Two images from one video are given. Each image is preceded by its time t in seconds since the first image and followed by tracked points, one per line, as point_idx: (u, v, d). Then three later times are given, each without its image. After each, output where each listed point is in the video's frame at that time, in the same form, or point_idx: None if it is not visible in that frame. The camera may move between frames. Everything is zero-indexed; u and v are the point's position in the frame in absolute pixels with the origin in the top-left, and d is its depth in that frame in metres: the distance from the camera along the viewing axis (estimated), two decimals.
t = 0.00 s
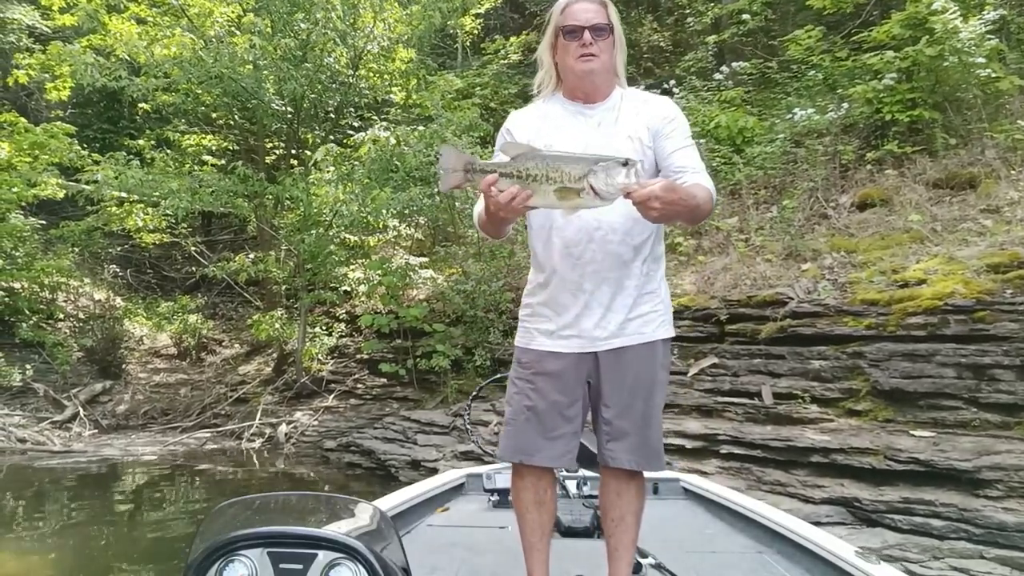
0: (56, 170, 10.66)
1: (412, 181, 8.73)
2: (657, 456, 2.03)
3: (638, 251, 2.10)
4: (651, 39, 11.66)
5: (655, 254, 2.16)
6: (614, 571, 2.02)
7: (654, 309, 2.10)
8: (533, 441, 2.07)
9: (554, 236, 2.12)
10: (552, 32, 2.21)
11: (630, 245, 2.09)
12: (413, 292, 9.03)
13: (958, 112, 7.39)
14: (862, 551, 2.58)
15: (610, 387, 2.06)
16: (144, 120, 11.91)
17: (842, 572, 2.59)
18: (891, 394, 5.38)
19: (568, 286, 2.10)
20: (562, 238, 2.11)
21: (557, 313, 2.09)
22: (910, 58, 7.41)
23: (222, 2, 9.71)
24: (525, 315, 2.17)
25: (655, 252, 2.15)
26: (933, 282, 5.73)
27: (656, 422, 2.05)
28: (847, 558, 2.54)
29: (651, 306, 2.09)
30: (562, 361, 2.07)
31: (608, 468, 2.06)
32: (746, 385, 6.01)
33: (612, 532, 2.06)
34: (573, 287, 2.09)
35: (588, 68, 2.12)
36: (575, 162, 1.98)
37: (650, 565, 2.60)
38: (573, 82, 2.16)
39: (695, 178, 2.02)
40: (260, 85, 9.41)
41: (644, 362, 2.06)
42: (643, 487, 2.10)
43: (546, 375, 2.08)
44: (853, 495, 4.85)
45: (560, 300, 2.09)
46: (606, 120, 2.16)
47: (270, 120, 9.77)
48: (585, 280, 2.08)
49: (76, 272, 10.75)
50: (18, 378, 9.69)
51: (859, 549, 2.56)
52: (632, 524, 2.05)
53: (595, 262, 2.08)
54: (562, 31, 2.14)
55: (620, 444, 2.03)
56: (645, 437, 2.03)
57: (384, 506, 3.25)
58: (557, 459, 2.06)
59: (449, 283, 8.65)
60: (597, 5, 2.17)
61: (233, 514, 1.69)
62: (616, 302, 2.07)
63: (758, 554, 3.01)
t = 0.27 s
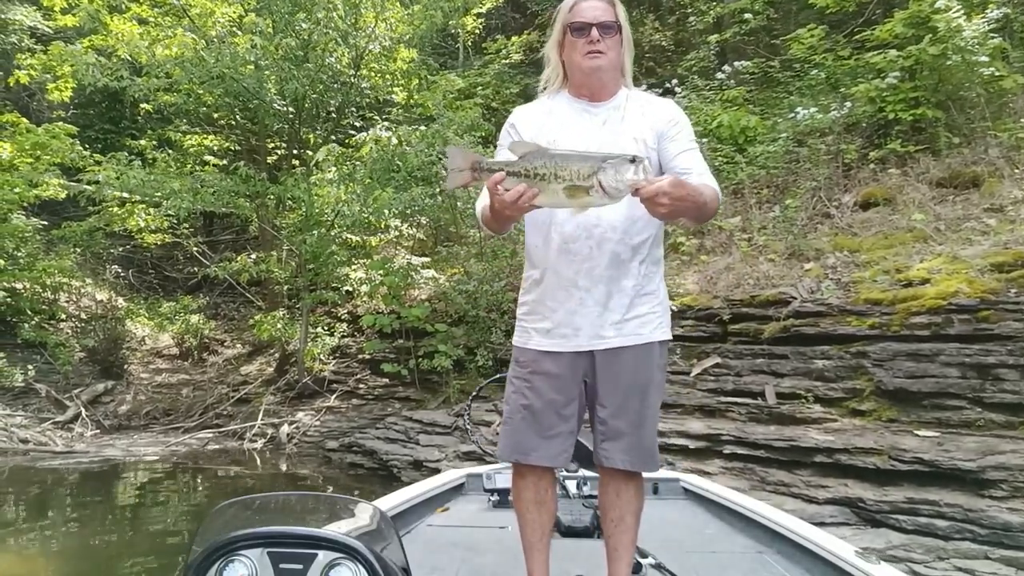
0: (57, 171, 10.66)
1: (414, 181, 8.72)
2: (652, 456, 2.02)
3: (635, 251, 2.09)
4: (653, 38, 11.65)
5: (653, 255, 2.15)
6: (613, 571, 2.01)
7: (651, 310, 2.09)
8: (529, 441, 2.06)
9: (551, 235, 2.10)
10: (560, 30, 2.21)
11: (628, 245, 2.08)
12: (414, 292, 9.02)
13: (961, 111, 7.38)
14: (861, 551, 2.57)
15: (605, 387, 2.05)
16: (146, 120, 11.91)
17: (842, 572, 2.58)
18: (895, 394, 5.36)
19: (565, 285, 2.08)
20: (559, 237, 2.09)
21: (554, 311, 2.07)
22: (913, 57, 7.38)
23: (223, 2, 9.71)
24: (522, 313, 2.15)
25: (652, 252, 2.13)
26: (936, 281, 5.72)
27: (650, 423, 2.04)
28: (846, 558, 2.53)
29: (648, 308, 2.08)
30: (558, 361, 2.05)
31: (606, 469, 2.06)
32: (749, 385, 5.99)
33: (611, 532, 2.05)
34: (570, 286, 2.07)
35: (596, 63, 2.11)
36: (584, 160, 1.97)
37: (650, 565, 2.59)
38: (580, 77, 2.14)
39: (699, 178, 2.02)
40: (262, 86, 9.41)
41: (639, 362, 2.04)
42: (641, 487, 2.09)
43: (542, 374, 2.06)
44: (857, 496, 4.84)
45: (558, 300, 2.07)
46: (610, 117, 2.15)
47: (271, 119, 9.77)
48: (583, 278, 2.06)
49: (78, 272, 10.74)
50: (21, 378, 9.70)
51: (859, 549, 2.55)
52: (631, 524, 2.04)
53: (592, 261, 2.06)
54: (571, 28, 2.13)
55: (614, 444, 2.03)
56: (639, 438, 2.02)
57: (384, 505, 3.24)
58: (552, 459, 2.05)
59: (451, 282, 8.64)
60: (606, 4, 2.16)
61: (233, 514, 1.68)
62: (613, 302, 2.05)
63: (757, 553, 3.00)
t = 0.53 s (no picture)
0: (59, 170, 10.66)
1: (416, 181, 8.70)
2: (654, 456, 2.02)
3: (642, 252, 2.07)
4: (655, 39, 11.63)
5: (659, 255, 2.13)
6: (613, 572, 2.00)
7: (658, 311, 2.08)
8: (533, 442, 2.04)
9: (559, 233, 2.07)
10: (568, 44, 2.13)
11: (636, 245, 2.06)
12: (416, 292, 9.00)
13: (965, 111, 7.36)
14: (861, 551, 2.57)
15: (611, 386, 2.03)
16: (148, 120, 11.91)
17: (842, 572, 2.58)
18: (898, 395, 5.35)
19: (573, 284, 2.05)
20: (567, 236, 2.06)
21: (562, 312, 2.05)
22: (917, 57, 7.36)
23: (225, 2, 9.71)
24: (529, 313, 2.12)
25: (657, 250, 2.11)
26: (940, 282, 5.70)
27: (654, 422, 2.03)
28: (847, 559, 2.52)
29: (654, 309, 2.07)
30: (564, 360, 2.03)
31: (609, 469, 2.04)
32: (752, 385, 5.97)
33: (613, 533, 2.03)
34: (579, 285, 2.04)
35: (603, 92, 2.11)
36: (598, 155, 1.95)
37: (650, 564, 2.58)
38: (588, 96, 2.15)
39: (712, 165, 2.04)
40: (264, 85, 9.40)
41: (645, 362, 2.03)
42: (644, 488, 2.08)
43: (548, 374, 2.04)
44: (861, 497, 4.82)
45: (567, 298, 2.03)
46: (620, 119, 2.14)
47: (273, 119, 9.77)
48: (591, 278, 2.04)
49: (80, 272, 10.74)
50: (22, 378, 9.70)
51: (860, 549, 2.54)
52: (633, 525, 2.03)
53: (600, 261, 2.04)
54: (579, 55, 2.09)
55: (618, 444, 2.02)
56: (643, 438, 2.01)
57: (385, 505, 3.23)
58: (555, 458, 2.03)
59: (453, 283, 8.63)
60: (618, 21, 2.08)
61: (233, 514, 1.67)
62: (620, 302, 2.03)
63: (757, 553, 2.99)
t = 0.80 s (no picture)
0: (60, 170, 10.65)
1: (417, 181, 8.69)
2: (666, 458, 2.01)
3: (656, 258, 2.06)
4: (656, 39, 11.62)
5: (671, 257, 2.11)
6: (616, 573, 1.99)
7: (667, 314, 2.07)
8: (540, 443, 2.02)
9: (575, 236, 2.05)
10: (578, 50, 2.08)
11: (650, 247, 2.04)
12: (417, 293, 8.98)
13: (967, 111, 7.34)
14: (860, 551, 2.56)
15: (625, 389, 2.02)
16: (149, 120, 11.90)
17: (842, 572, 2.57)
18: (901, 395, 5.33)
19: (590, 288, 2.03)
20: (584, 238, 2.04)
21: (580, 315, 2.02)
22: (920, 57, 7.34)
23: (226, 2, 9.71)
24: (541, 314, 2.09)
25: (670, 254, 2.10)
26: (943, 282, 5.68)
27: (665, 425, 2.02)
28: (846, 559, 2.51)
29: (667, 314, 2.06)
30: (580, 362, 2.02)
31: (618, 471, 2.03)
32: (754, 386, 5.95)
33: (617, 535, 2.02)
34: (596, 290, 2.02)
35: (615, 96, 2.06)
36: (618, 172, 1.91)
37: (651, 565, 2.56)
38: (599, 101, 2.10)
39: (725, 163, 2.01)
40: (265, 86, 9.40)
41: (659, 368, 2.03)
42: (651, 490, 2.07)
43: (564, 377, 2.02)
44: (864, 498, 4.80)
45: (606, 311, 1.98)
46: (634, 120, 2.09)
47: (275, 119, 9.76)
48: (609, 284, 2.02)
49: (81, 272, 10.73)
50: (23, 378, 9.69)
51: (860, 549, 2.53)
52: (638, 527, 2.01)
53: (618, 265, 2.02)
54: (591, 58, 2.03)
55: (632, 447, 2.00)
56: (657, 440, 2.01)
57: (385, 506, 3.21)
58: (566, 460, 2.02)
59: (454, 283, 8.62)
60: (633, 27, 2.03)
61: (233, 515, 1.66)
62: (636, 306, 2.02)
63: (756, 553, 2.98)
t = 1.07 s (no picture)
0: (58, 174, 10.63)
1: (415, 182, 8.67)
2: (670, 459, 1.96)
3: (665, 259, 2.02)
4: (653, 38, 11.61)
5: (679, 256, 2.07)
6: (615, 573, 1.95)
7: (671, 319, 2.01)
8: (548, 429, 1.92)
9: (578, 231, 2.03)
10: (583, 47, 2.06)
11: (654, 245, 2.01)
12: (416, 294, 8.97)
13: (965, 108, 7.34)
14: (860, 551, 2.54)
15: (627, 388, 1.97)
16: (146, 123, 11.89)
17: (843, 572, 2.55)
18: (902, 392, 5.31)
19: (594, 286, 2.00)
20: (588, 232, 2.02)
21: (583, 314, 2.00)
22: (918, 54, 7.33)
23: (222, 4, 9.68)
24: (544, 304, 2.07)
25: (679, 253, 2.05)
26: (943, 279, 5.67)
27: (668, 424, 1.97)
28: (846, 558, 2.49)
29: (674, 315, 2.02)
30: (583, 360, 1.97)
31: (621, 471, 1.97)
32: (754, 385, 5.94)
33: (619, 534, 1.98)
34: (600, 288, 2.00)
35: (621, 93, 2.02)
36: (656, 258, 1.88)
37: (650, 564, 2.54)
38: (604, 98, 2.06)
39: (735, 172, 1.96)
40: (262, 88, 9.39)
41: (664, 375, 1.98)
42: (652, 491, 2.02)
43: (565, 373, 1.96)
44: (865, 496, 4.79)
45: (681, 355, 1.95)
46: (639, 120, 2.04)
47: (272, 121, 9.75)
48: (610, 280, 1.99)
49: (79, 276, 10.71)
50: (21, 383, 9.67)
51: (860, 550, 2.51)
52: (641, 530, 1.97)
53: (622, 264, 2.00)
54: (596, 55, 2.00)
55: (629, 450, 1.96)
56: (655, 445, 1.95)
57: (385, 506, 3.19)
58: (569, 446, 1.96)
59: (453, 284, 8.60)
60: (638, 23, 2.00)
61: (231, 516, 1.65)
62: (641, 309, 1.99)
63: (756, 553, 2.96)
